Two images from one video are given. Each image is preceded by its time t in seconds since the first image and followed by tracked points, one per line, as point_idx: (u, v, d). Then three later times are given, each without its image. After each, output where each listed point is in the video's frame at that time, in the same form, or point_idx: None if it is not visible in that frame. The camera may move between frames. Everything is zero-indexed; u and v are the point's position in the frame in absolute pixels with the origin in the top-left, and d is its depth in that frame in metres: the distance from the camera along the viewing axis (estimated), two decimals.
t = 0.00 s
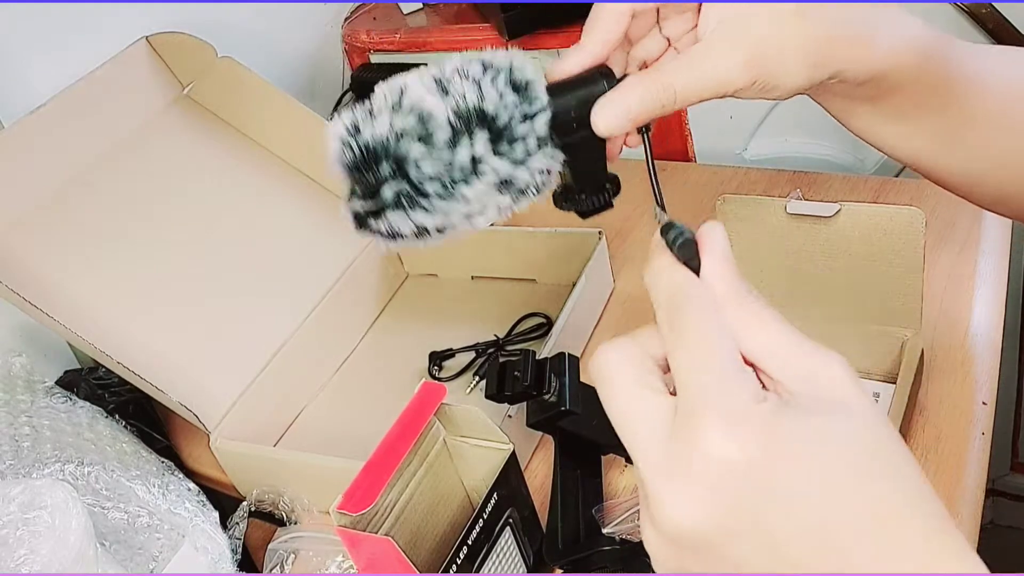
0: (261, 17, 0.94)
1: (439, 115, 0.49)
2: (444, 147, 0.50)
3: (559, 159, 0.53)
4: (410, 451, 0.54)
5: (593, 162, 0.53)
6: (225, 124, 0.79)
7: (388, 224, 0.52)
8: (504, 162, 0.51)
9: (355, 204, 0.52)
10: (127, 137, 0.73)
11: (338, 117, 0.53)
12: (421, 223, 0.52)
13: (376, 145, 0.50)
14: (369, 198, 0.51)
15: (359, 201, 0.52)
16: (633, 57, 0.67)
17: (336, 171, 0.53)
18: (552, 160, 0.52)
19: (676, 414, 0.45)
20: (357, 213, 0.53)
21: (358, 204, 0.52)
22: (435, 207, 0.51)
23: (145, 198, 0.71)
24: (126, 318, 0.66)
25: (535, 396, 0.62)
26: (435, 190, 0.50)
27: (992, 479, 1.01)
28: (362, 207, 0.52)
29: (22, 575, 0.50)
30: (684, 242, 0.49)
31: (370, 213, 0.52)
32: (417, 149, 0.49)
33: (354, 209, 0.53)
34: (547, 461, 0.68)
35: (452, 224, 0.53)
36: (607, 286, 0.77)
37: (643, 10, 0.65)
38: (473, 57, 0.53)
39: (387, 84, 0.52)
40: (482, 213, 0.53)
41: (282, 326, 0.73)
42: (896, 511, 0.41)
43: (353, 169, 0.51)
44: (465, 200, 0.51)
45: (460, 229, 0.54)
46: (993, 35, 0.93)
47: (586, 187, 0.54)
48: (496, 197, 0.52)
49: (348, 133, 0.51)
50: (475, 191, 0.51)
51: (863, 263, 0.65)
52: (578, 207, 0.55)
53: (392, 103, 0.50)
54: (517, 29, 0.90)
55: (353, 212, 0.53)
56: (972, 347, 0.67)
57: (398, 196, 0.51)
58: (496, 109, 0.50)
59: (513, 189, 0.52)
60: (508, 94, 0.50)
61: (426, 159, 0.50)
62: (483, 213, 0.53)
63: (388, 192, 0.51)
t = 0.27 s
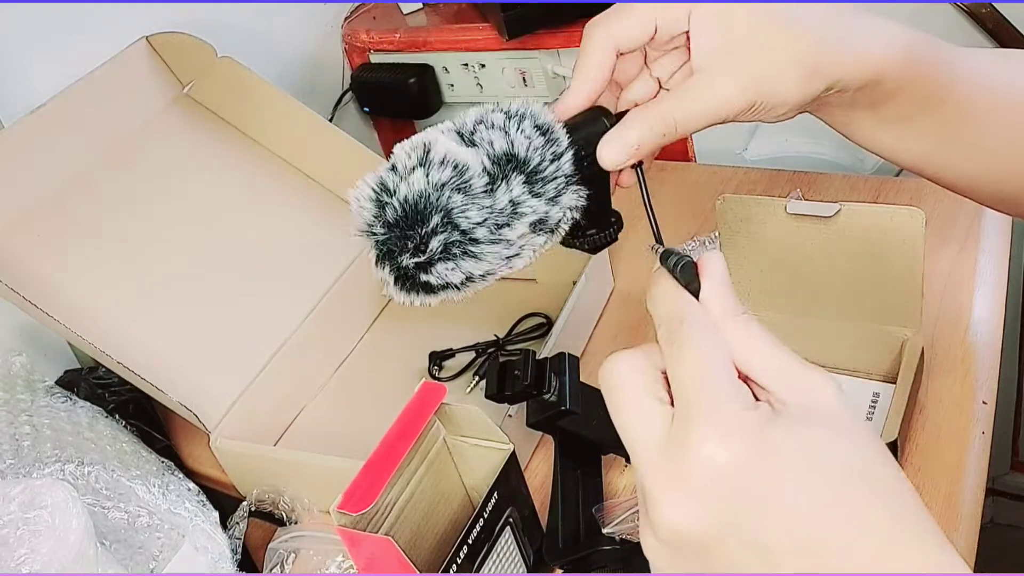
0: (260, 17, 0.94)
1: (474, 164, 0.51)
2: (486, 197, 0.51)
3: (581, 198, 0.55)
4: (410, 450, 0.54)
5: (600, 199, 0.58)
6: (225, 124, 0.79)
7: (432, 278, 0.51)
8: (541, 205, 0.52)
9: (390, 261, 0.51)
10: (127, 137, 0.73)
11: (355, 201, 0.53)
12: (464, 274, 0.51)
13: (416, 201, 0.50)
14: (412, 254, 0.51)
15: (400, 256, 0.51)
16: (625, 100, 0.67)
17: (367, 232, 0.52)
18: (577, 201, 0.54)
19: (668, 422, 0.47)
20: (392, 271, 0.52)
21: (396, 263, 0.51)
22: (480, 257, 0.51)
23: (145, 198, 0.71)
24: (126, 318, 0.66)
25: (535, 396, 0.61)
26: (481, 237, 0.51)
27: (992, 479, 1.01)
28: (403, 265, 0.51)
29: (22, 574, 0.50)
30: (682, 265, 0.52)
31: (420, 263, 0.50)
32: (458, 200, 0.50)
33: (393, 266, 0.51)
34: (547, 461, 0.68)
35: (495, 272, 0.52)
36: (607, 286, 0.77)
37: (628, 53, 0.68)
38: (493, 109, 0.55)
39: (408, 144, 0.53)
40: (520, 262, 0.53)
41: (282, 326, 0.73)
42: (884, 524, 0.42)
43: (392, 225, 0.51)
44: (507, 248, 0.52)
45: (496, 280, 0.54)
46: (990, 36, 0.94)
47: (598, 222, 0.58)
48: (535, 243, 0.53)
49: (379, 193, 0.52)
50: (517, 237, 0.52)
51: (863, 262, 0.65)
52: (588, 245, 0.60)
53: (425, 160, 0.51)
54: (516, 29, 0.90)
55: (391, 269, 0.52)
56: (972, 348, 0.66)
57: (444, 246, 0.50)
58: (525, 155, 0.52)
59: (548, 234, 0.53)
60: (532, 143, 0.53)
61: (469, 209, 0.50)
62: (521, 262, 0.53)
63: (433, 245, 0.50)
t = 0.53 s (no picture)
0: (260, 17, 0.94)
1: (507, 152, 0.53)
2: (518, 181, 0.53)
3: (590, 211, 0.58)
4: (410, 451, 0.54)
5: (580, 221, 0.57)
6: (225, 124, 0.79)
7: (467, 252, 0.52)
8: (565, 198, 0.55)
9: (426, 237, 0.52)
10: (127, 138, 0.73)
11: (384, 188, 0.54)
12: (497, 253, 0.52)
13: (455, 178, 0.52)
14: (450, 228, 0.52)
15: (439, 230, 0.52)
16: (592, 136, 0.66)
17: (399, 211, 0.53)
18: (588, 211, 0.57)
19: (725, 398, 0.45)
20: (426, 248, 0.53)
21: (432, 238, 0.52)
22: (514, 237, 0.52)
23: (145, 198, 0.71)
24: (126, 318, 0.66)
25: (535, 396, 0.61)
26: (516, 216, 0.52)
27: (992, 479, 1.01)
28: (440, 240, 0.52)
29: (22, 574, 0.50)
30: (755, 316, 0.53)
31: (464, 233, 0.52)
32: (494, 179, 0.52)
33: (429, 240, 0.52)
34: (548, 460, 0.68)
35: (523, 260, 0.53)
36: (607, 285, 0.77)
37: (588, 96, 0.68)
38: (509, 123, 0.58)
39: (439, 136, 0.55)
40: (545, 253, 0.54)
41: (283, 326, 0.73)
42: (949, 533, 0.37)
43: (429, 201, 0.52)
44: (536, 234, 0.53)
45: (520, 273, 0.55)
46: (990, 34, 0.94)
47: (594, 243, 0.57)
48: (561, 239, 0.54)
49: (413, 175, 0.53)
50: (546, 224, 0.53)
51: (862, 262, 0.65)
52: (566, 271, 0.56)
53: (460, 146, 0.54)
54: (516, 29, 0.90)
55: (427, 243, 0.52)
56: (971, 348, 0.66)
57: (481, 222, 0.52)
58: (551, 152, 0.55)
59: (571, 232, 0.55)
60: (553, 146, 0.56)
61: (505, 191, 0.52)
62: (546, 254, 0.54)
63: (470, 221, 0.52)
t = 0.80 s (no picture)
0: (259, 17, 0.94)
1: (501, 49, 0.59)
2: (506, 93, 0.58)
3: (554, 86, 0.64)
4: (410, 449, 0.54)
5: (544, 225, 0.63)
6: (224, 124, 0.79)
7: (457, 128, 0.57)
8: (545, 112, 0.61)
9: (427, 65, 0.56)
10: (126, 138, 0.73)
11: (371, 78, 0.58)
12: (482, 143, 0.58)
13: (450, 49, 0.57)
14: (449, 64, 0.56)
15: (442, 75, 0.56)
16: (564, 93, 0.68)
17: (393, 69, 0.56)
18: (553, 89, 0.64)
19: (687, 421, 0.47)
20: (422, 135, 0.57)
21: (434, 86, 0.56)
22: (501, 116, 0.58)
23: (144, 198, 0.71)
24: (126, 318, 0.66)
25: (535, 396, 0.62)
26: (502, 125, 0.58)
27: (991, 479, 1.04)
28: (442, 65, 0.56)
29: (22, 574, 0.50)
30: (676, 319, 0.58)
31: (455, 86, 0.56)
32: (486, 57, 0.57)
33: (424, 97, 0.56)
34: (548, 460, 0.68)
35: (513, 109, 0.58)
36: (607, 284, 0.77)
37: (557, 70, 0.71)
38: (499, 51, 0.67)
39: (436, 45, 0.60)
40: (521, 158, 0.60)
41: (283, 326, 0.73)
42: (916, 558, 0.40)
43: (429, 62, 0.56)
44: (516, 125, 0.59)
45: (500, 167, 0.60)
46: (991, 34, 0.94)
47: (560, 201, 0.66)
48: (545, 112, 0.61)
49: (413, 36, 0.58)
50: (525, 125, 0.59)
51: (863, 262, 0.65)
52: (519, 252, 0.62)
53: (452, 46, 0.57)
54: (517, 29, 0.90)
55: (422, 99, 0.56)
56: (971, 348, 0.66)
57: (475, 88, 0.56)
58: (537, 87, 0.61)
59: (544, 148, 0.62)
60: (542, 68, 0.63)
61: (495, 73, 0.57)
62: (524, 148, 0.60)
63: (468, 78, 0.56)
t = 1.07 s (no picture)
0: (259, 17, 0.95)
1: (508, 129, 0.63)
2: (517, 171, 0.61)
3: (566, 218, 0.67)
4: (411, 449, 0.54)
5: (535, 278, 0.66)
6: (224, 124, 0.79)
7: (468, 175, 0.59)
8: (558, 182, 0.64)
9: (446, 181, 0.59)
10: (126, 138, 0.73)
11: (400, 146, 0.60)
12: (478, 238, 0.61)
13: (475, 154, 0.59)
14: (467, 183, 0.59)
15: (456, 188, 0.60)
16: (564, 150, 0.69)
17: (402, 174, 0.60)
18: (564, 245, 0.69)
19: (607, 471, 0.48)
20: (430, 218, 0.61)
21: (450, 185, 0.60)
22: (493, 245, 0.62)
23: (145, 198, 0.71)
24: (126, 317, 0.66)
25: (535, 396, 0.62)
26: (510, 199, 0.61)
27: (991, 479, 1.04)
28: (459, 180, 0.59)
29: (22, 575, 0.50)
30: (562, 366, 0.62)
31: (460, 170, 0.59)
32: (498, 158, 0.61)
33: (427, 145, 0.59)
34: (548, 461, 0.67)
35: (507, 242, 0.62)
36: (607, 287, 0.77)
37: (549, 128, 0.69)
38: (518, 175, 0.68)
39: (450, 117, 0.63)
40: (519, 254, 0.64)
41: (283, 326, 0.73)
42: None
43: (453, 162, 0.59)
44: (525, 197, 0.62)
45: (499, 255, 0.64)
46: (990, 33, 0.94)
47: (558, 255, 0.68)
48: (556, 184, 0.63)
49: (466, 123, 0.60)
50: (537, 196, 0.62)
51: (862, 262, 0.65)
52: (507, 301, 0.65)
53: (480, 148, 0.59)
54: (517, 29, 0.90)
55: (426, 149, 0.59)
56: (971, 348, 0.66)
57: (479, 221, 0.61)
58: (540, 141, 0.65)
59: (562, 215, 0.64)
60: (545, 140, 0.65)
61: (514, 175, 0.61)
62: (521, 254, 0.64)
63: (479, 207, 0.60)
